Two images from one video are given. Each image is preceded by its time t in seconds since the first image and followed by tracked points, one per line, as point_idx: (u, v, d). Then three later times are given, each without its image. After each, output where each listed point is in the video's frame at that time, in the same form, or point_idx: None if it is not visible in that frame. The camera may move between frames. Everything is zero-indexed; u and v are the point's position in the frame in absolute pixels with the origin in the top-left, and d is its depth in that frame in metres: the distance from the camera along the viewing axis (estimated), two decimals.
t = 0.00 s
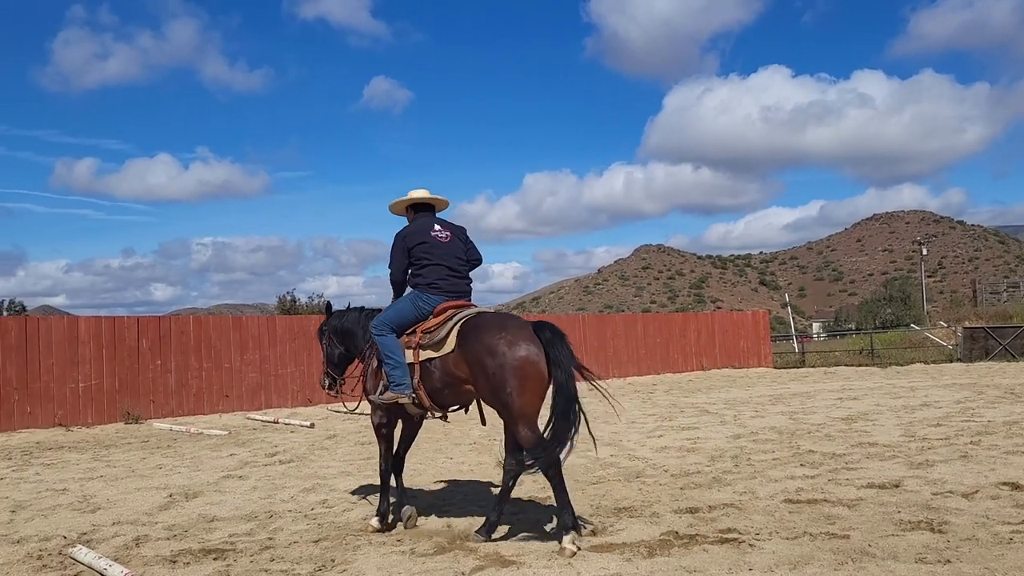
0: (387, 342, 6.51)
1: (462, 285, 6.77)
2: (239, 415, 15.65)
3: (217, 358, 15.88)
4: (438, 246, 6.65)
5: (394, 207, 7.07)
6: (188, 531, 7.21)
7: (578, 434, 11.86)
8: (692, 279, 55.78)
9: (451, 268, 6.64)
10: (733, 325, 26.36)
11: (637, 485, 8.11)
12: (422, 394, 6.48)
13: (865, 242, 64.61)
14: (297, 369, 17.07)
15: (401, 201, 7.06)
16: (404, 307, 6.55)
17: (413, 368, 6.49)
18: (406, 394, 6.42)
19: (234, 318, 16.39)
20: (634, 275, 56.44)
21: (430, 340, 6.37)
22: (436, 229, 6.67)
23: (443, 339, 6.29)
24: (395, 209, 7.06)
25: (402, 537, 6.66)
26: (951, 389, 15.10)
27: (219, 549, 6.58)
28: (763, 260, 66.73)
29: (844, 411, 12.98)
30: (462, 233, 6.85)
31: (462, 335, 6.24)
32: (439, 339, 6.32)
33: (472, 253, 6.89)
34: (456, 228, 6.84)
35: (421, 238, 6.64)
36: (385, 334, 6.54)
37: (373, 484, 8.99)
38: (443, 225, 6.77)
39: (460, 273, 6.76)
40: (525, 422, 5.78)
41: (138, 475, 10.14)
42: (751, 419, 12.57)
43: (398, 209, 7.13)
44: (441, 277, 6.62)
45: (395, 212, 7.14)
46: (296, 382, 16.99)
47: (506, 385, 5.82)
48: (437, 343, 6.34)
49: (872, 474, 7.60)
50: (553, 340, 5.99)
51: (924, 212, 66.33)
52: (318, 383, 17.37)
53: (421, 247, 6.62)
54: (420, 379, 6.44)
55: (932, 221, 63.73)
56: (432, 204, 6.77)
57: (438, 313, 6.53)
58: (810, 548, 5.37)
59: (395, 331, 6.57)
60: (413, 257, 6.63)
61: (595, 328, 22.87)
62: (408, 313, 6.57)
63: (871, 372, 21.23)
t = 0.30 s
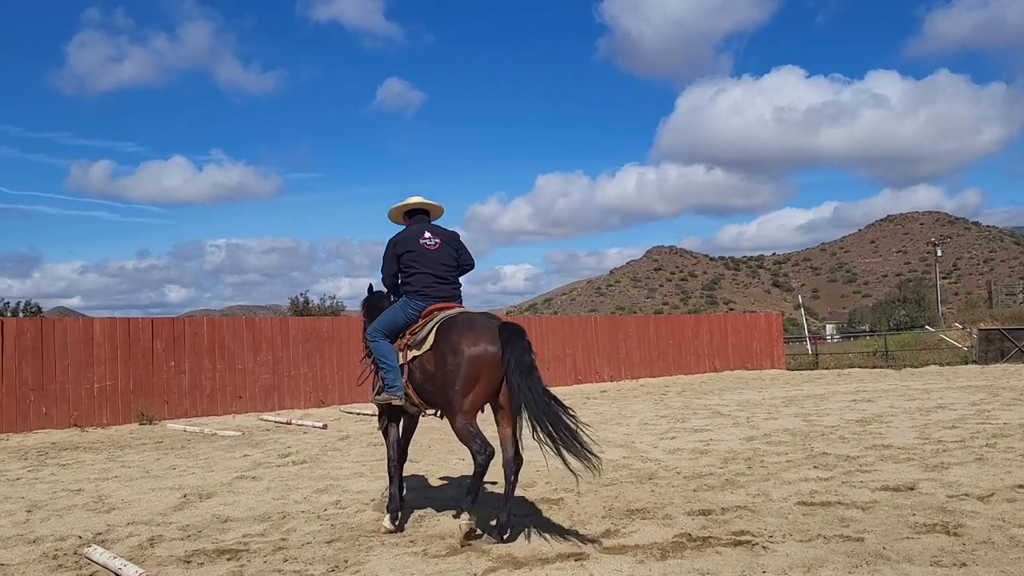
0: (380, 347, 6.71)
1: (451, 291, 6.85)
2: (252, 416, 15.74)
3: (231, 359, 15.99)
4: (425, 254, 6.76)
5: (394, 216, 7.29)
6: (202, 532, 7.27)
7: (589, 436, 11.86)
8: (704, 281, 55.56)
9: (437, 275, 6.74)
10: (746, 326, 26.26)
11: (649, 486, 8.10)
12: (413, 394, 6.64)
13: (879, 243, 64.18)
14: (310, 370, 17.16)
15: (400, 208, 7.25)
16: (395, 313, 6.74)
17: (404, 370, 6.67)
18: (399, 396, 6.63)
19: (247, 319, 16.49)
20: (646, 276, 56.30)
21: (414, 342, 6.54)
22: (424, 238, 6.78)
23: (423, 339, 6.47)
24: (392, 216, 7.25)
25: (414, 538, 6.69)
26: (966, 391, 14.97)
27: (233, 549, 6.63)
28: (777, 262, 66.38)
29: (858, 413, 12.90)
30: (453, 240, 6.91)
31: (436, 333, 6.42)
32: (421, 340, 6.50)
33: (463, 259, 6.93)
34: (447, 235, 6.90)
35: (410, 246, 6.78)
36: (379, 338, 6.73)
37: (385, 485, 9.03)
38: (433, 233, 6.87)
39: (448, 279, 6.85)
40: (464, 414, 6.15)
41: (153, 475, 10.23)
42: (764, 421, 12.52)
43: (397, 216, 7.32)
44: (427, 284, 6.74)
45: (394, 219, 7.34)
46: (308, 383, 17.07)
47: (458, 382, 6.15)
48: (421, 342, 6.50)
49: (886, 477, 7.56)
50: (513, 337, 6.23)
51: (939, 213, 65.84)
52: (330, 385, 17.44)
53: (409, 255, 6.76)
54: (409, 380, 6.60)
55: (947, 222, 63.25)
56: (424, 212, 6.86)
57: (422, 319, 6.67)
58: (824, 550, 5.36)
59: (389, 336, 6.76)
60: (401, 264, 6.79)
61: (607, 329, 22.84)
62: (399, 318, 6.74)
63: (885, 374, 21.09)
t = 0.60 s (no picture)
0: (377, 351, 7.08)
1: (444, 298, 6.85)
2: (257, 418, 15.76)
3: (236, 361, 16.03)
4: (419, 261, 6.81)
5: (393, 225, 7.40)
6: (208, 534, 7.28)
7: (594, 438, 11.85)
8: (710, 282, 55.49)
9: (429, 281, 6.77)
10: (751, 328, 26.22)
11: (655, 489, 8.08)
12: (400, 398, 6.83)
13: (885, 244, 64.00)
14: (315, 373, 17.18)
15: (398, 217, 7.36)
16: (390, 320, 6.94)
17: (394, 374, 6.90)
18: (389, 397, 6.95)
19: (252, 322, 16.52)
20: (652, 278, 56.25)
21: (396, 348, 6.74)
22: (418, 245, 6.85)
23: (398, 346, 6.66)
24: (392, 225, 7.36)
25: (420, 541, 6.69)
26: (973, 392, 14.91)
27: (238, 552, 6.64)
28: (782, 263, 66.23)
29: (864, 414, 12.86)
30: (447, 248, 6.96)
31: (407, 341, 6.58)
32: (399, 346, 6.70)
33: (458, 267, 6.95)
34: (442, 244, 6.95)
35: (403, 254, 6.86)
36: (375, 343, 7.08)
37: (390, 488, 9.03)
38: (427, 241, 6.92)
39: (441, 286, 6.86)
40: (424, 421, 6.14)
41: (159, 478, 10.25)
42: (770, 423, 12.48)
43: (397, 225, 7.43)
44: (418, 290, 6.76)
45: (393, 227, 7.44)
46: (313, 386, 17.09)
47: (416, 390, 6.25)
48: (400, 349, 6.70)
49: (893, 479, 7.53)
50: (440, 322, 6.39)
51: (945, 214, 65.61)
52: (336, 387, 17.45)
53: (403, 262, 6.84)
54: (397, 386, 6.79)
55: (953, 223, 63.04)
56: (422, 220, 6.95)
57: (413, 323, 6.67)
58: (830, 553, 5.34)
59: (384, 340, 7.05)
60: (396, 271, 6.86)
61: (612, 331, 22.82)
62: (393, 324, 6.95)
63: (891, 376, 21.02)
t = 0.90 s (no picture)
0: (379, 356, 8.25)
1: (430, 309, 7.90)
2: (260, 423, 15.78)
3: (239, 366, 16.05)
4: (409, 275, 7.91)
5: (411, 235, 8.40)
6: (211, 539, 7.29)
7: (598, 442, 11.84)
8: (713, 286, 55.35)
9: (415, 294, 7.85)
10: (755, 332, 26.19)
11: (658, 493, 8.06)
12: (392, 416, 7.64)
13: (888, 247, 63.88)
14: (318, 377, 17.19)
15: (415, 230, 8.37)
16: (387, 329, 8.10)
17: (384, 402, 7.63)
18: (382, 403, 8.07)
19: (256, 326, 16.55)
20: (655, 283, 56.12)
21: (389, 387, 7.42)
22: (411, 261, 7.96)
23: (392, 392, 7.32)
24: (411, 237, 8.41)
25: (422, 546, 6.68)
26: (977, 396, 14.87)
27: (241, 557, 6.64)
28: (786, 267, 66.09)
29: (867, 418, 12.83)
30: (436, 265, 7.97)
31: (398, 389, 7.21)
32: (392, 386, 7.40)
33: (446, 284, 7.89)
34: (433, 261, 8.00)
35: (399, 268, 7.98)
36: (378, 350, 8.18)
37: (393, 493, 9.02)
38: (421, 258, 7.97)
39: (427, 298, 7.93)
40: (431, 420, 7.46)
41: (162, 483, 10.26)
42: (773, 427, 12.46)
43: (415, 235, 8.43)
44: (406, 301, 7.89)
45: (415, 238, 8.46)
46: (316, 390, 17.10)
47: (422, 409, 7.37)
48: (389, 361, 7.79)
49: (897, 483, 7.50)
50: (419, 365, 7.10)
51: (948, 217, 65.50)
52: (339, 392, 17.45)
53: (398, 276, 7.99)
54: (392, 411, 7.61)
55: (957, 226, 62.92)
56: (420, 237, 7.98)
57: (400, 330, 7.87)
58: (834, 557, 5.33)
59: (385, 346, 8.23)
60: (391, 283, 8.02)
61: (615, 335, 22.80)
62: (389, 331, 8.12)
63: (895, 379, 20.95)
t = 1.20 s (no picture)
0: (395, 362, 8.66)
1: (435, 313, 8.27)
2: (262, 428, 15.79)
3: (240, 371, 16.06)
4: (413, 282, 8.33)
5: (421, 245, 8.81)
6: (212, 544, 7.30)
7: (599, 447, 11.84)
8: (715, 291, 55.29)
9: (420, 300, 8.23)
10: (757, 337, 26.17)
11: (660, 498, 8.05)
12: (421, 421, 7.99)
13: (889, 252, 63.84)
14: (319, 382, 17.19)
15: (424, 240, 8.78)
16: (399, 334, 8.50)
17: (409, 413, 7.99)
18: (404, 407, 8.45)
19: (257, 331, 16.56)
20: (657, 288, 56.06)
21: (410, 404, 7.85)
22: (416, 269, 8.37)
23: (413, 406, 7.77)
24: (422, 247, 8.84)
25: (424, 551, 6.67)
26: (979, 401, 14.84)
27: (242, 561, 6.64)
28: (787, 272, 66.02)
29: (869, 423, 12.81)
30: (438, 271, 8.32)
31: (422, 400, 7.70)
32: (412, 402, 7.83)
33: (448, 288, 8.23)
34: (436, 267, 8.37)
35: (406, 276, 8.42)
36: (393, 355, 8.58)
37: (394, 498, 9.02)
38: (424, 265, 8.36)
39: (431, 303, 8.28)
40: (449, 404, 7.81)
41: (163, 488, 10.26)
42: (775, 432, 12.44)
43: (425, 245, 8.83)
44: (413, 307, 8.29)
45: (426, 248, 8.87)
46: (318, 395, 17.10)
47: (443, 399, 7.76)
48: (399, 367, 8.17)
49: (899, 488, 7.49)
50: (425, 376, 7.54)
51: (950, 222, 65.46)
52: (340, 397, 17.44)
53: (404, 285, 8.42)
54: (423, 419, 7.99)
55: (958, 231, 62.87)
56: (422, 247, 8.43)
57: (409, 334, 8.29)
58: (835, 562, 5.33)
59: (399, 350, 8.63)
60: (399, 291, 8.46)
61: (616, 340, 22.80)
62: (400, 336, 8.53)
63: (897, 385, 20.91)
